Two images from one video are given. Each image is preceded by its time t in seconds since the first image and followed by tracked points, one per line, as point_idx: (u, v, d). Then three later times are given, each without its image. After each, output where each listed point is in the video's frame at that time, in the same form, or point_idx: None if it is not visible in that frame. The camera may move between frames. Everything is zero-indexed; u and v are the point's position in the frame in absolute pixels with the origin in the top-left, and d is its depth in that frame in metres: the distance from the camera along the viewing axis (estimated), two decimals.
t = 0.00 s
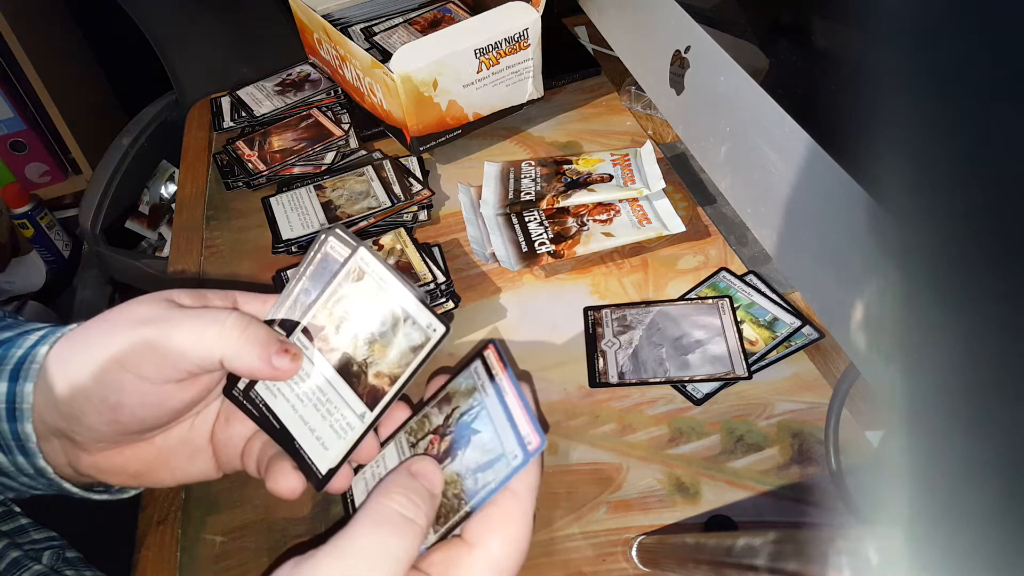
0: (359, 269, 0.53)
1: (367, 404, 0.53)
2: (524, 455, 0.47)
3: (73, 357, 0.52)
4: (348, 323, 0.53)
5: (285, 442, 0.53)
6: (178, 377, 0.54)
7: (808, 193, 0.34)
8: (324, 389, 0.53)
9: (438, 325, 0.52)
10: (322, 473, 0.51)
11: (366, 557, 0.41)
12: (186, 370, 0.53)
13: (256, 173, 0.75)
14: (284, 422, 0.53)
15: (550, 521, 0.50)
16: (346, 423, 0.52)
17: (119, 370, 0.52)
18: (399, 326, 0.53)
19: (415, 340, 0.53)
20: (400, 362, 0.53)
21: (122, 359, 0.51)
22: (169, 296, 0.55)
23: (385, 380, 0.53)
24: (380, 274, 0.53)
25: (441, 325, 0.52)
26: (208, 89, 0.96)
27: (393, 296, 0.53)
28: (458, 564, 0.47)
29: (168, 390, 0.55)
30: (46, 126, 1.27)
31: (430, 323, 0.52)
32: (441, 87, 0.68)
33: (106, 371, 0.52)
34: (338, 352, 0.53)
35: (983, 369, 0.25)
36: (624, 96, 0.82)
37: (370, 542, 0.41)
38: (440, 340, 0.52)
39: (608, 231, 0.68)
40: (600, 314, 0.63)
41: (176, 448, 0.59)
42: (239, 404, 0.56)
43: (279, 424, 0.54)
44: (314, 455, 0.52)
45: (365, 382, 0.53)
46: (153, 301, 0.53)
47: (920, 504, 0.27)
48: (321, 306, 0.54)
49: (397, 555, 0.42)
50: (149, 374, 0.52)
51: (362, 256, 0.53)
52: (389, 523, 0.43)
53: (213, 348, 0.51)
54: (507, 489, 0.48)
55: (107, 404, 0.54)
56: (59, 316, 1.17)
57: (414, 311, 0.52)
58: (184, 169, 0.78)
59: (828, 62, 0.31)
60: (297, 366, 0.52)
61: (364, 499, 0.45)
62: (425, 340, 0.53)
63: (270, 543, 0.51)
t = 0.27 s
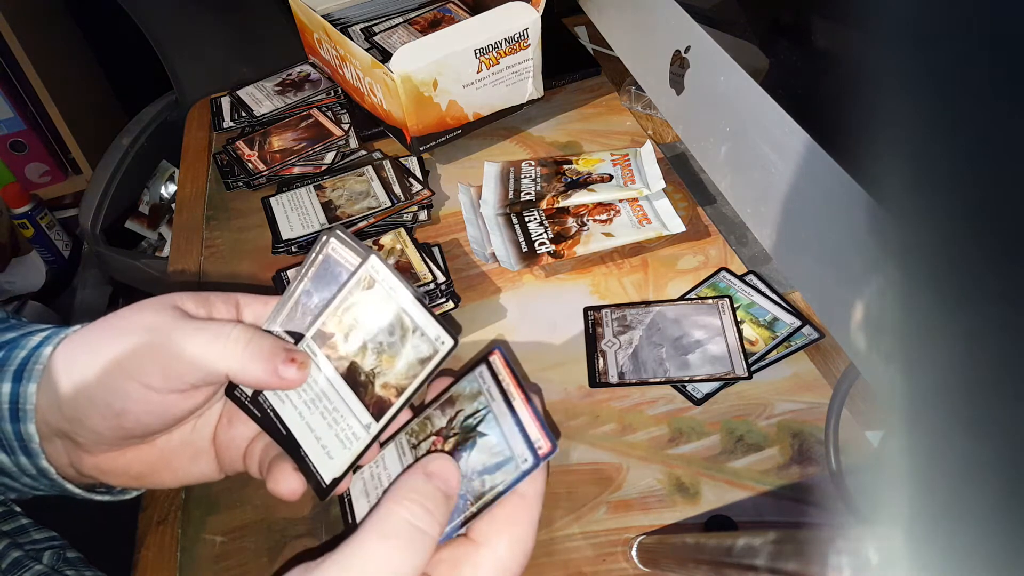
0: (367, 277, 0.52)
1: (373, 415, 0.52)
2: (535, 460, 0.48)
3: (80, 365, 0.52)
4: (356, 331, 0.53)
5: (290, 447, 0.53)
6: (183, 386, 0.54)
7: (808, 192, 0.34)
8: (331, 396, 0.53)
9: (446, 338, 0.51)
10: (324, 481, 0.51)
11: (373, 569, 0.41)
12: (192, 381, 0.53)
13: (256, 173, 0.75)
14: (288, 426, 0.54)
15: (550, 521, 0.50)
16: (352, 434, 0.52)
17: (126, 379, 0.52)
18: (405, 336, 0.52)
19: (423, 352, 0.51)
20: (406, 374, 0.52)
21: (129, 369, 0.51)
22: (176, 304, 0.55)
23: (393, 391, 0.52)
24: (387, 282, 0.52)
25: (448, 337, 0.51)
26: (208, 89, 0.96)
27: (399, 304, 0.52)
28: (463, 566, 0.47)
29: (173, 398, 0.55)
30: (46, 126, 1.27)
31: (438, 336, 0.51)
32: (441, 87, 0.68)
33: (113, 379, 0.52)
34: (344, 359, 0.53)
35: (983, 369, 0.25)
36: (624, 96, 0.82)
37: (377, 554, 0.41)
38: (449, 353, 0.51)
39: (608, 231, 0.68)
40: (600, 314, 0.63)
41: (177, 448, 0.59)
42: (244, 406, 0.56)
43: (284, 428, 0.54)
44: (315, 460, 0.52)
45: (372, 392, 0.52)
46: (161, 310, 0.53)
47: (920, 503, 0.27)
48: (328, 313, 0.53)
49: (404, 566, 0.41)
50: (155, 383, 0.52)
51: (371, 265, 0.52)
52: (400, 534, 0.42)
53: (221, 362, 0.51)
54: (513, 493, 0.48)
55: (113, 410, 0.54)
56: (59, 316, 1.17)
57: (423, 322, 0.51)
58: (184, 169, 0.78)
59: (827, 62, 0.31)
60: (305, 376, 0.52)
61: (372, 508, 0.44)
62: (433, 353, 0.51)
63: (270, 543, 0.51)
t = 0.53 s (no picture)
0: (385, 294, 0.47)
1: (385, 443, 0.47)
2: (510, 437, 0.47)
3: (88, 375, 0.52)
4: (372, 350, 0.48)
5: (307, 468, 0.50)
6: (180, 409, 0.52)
7: (808, 192, 0.34)
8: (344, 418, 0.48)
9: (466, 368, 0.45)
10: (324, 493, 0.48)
11: (309, 534, 0.40)
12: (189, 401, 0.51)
13: (257, 173, 0.75)
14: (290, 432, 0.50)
15: (550, 521, 0.50)
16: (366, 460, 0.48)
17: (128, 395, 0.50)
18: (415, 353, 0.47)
19: (439, 379, 0.46)
20: (423, 403, 0.47)
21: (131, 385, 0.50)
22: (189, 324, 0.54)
23: (407, 419, 0.46)
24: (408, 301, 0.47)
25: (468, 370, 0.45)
26: (209, 89, 0.96)
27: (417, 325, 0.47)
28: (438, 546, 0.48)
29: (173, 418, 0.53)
30: (46, 126, 1.27)
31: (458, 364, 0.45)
32: (441, 87, 0.68)
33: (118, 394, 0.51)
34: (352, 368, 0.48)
35: (982, 369, 0.25)
36: (624, 96, 0.82)
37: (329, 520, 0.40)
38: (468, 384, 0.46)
39: (608, 231, 0.68)
40: (600, 314, 0.63)
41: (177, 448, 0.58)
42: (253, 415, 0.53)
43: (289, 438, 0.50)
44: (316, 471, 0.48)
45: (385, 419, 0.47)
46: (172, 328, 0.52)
47: (921, 503, 0.27)
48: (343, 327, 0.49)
49: (351, 526, 0.41)
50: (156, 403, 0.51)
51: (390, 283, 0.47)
52: (349, 492, 0.42)
53: (218, 399, 0.48)
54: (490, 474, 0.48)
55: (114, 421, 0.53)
56: (60, 316, 1.17)
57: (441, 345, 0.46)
58: (184, 169, 0.78)
59: (827, 62, 0.31)
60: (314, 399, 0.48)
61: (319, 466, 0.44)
62: (451, 381, 0.46)
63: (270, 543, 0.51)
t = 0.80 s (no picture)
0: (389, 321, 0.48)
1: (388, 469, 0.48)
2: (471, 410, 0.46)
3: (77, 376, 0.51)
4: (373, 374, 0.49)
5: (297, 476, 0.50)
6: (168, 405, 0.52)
7: (808, 192, 0.34)
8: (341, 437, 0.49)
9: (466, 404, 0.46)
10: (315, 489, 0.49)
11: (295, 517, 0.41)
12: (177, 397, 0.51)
13: (257, 173, 0.75)
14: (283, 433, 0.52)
15: (550, 521, 0.50)
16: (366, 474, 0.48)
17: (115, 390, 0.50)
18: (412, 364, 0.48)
19: (439, 410, 0.47)
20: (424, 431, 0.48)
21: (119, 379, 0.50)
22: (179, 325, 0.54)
23: (409, 445, 0.48)
24: (411, 328, 0.47)
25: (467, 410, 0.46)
26: (209, 89, 0.96)
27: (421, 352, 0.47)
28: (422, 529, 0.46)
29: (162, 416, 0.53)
30: (46, 126, 1.27)
31: (460, 397, 0.46)
32: (441, 87, 0.68)
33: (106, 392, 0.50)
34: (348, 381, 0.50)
35: (981, 368, 0.25)
36: (624, 96, 0.82)
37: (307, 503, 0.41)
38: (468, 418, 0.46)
39: (608, 231, 0.68)
40: (600, 314, 0.63)
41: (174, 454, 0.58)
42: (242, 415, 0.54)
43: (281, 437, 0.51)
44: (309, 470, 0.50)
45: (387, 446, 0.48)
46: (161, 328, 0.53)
47: (921, 503, 0.27)
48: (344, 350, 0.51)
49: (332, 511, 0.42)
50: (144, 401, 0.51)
51: (394, 304, 0.48)
52: (330, 481, 0.43)
53: (204, 391, 0.49)
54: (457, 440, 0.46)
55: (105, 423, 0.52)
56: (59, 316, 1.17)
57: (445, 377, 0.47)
58: (184, 169, 0.78)
59: (827, 62, 0.31)
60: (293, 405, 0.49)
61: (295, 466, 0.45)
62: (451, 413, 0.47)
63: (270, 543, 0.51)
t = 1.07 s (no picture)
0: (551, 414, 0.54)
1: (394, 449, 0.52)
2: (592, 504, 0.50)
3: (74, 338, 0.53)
4: (511, 465, 0.52)
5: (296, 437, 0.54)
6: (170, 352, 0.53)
7: (807, 191, 0.34)
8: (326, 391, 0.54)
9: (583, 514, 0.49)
10: (319, 444, 0.53)
11: None
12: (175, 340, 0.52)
13: (257, 173, 0.75)
14: (281, 405, 0.55)
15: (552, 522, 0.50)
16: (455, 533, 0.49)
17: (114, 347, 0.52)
18: (394, 321, 0.52)
19: (557, 511, 0.49)
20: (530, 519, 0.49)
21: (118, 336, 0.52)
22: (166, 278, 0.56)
23: (512, 543, 0.48)
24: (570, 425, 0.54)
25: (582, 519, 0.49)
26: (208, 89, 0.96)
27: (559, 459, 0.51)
28: None
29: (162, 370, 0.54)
30: (46, 126, 1.27)
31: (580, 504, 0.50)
32: (441, 87, 0.68)
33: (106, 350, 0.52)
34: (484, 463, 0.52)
35: (980, 368, 0.25)
36: (624, 96, 0.83)
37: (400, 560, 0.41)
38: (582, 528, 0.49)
39: (608, 231, 0.68)
40: (600, 314, 0.63)
41: (174, 437, 0.57)
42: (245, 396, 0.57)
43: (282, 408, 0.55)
44: (311, 432, 0.53)
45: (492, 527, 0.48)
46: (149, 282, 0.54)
47: (921, 503, 0.27)
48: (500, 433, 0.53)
49: None
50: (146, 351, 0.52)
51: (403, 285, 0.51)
52: (438, 550, 0.43)
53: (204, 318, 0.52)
54: (565, 544, 0.48)
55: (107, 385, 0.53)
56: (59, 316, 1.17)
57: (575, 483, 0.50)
58: (184, 169, 0.78)
59: (827, 62, 0.31)
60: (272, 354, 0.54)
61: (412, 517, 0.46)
62: (565, 521, 0.49)
63: (270, 543, 0.51)
